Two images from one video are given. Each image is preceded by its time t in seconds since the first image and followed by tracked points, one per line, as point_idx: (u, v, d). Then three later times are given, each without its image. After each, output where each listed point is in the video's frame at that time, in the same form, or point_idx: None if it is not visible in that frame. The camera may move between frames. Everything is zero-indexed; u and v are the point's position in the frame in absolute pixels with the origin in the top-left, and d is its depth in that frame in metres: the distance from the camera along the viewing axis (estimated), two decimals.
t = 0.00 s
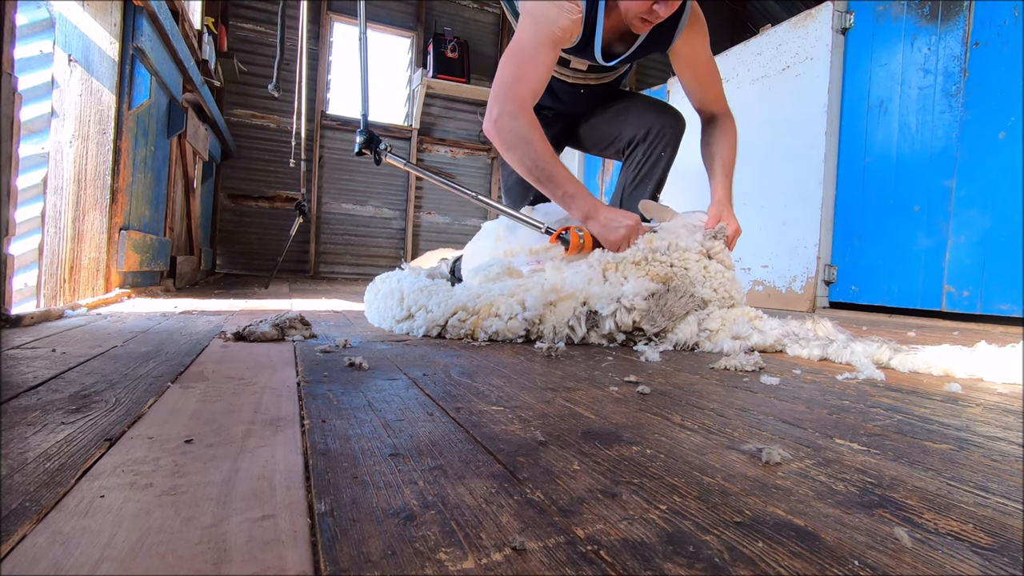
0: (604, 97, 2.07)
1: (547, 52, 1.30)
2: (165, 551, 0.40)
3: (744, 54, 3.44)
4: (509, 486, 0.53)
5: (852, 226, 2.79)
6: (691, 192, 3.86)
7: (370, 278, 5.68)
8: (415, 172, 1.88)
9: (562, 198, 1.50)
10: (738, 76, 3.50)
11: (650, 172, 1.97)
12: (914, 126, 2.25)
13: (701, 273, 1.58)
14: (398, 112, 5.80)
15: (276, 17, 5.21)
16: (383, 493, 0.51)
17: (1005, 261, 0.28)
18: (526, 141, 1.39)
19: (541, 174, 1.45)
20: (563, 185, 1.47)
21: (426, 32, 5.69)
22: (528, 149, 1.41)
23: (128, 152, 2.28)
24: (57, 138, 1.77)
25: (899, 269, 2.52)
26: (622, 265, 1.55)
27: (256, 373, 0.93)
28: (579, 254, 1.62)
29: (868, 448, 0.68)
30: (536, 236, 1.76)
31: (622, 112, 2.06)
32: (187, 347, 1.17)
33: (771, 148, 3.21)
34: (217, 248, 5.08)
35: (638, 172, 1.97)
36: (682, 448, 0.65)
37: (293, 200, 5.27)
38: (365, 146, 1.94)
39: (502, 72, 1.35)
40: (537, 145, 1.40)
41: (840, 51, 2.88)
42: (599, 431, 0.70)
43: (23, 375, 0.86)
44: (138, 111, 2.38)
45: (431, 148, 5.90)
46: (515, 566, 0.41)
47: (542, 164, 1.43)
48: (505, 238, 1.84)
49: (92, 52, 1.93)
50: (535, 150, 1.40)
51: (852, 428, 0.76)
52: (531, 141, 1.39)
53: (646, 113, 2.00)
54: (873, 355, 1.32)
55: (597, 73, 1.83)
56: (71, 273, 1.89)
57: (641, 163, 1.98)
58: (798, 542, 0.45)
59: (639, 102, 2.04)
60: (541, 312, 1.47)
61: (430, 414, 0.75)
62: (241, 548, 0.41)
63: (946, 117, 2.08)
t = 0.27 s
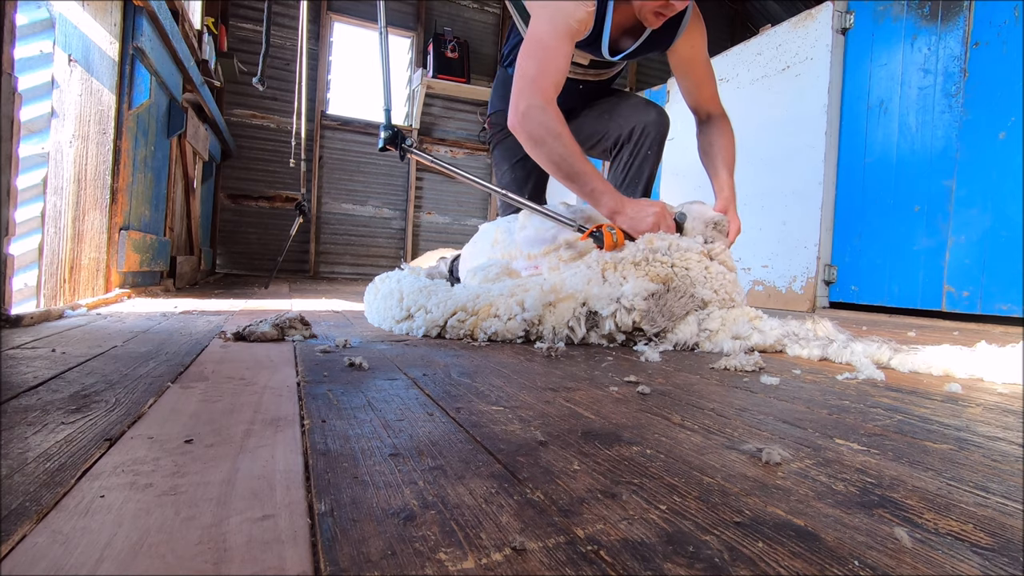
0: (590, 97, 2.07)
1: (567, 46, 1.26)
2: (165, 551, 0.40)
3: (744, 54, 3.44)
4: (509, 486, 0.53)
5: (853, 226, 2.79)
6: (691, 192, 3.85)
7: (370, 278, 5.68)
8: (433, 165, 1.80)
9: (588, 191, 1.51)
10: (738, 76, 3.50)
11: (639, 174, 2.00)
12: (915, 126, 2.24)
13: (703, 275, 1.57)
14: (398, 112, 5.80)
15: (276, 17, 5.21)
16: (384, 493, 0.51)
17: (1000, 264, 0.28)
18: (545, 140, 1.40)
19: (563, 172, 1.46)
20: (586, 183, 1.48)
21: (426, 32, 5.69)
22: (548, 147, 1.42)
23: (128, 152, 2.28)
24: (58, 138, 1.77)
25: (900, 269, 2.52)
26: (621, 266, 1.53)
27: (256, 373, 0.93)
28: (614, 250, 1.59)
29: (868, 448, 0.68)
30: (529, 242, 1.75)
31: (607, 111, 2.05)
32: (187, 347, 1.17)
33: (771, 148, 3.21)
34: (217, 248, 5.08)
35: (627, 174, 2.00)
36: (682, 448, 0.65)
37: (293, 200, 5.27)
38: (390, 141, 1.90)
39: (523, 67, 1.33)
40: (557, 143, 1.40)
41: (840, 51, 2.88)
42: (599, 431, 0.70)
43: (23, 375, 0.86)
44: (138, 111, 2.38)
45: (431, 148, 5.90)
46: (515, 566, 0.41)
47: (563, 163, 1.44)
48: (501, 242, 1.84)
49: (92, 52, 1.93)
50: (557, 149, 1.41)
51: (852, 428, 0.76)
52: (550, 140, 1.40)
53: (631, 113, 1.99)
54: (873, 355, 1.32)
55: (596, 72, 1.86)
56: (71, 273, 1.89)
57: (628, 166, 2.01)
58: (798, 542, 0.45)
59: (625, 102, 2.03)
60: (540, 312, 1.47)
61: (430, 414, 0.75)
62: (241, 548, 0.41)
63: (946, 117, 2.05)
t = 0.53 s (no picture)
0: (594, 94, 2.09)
1: (586, 39, 1.27)
2: (165, 551, 0.40)
3: (744, 54, 3.43)
4: (509, 486, 0.53)
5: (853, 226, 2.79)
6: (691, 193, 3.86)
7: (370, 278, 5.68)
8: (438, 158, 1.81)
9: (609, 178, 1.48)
10: (738, 76, 3.50)
11: (644, 171, 1.99)
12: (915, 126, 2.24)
13: (704, 276, 1.56)
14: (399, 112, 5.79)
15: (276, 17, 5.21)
16: (383, 494, 0.50)
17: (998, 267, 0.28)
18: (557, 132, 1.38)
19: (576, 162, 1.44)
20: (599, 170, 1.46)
21: (426, 32, 5.69)
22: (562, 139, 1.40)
23: (128, 152, 2.28)
24: (58, 138, 1.77)
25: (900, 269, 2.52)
26: (620, 267, 1.53)
27: (256, 373, 0.93)
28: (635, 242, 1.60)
29: (868, 448, 0.68)
30: (532, 244, 1.73)
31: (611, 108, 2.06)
32: (187, 347, 1.17)
33: (771, 147, 3.21)
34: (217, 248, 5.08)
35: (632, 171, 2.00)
36: (682, 448, 0.65)
37: (293, 200, 5.28)
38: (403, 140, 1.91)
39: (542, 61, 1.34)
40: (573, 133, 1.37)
41: (840, 51, 2.88)
42: (599, 431, 0.70)
43: (23, 375, 0.86)
44: (138, 111, 2.38)
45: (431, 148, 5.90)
46: (515, 566, 0.41)
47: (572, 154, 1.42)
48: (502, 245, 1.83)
49: (92, 52, 1.93)
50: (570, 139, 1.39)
51: (852, 428, 0.76)
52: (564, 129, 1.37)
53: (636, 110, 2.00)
54: (873, 355, 1.32)
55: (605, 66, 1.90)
56: (71, 273, 1.89)
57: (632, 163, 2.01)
58: (798, 542, 0.45)
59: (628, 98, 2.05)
60: (539, 313, 1.47)
61: (430, 414, 0.75)
62: (241, 548, 0.41)
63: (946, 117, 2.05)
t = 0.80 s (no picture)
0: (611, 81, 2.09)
1: None
2: (164, 551, 0.40)
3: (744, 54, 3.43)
4: (509, 486, 0.53)
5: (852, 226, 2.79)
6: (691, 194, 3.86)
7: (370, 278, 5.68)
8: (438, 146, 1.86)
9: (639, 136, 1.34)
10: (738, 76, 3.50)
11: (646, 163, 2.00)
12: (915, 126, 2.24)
13: (705, 278, 1.55)
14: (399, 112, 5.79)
15: (276, 17, 5.21)
16: (383, 494, 0.51)
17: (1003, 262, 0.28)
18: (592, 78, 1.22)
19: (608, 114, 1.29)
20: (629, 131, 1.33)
21: (426, 32, 5.69)
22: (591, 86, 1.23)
23: (128, 152, 2.28)
24: (58, 138, 1.77)
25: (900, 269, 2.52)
26: (620, 268, 1.54)
27: (256, 373, 0.93)
28: (652, 205, 1.44)
29: (868, 448, 0.68)
30: (536, 247, 1.74)
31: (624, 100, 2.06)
32: (187, 347, 1.16)
33: (771, 147, 3.21)
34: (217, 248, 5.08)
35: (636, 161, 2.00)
36: (682, 448, 0.65)
37: (293, 200, 5.28)
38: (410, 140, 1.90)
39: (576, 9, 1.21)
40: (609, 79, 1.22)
41: (840, 51, 2.88)
42: (599, 431, 0.70)
43: (23, 375, 0.86)
44: (138, 111, 2.38)
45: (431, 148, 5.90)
46: (515, 566, 0.41)
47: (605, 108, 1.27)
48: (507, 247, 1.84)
49: (92, 52, 1.93)
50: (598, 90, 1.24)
51: (852, 428, 0.76)
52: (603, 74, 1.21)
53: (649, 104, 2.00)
54: (873, 355, 1.32)
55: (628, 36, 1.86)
56: (71, 273, 1.89)
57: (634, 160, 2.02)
58: (798, 543, 0.45)
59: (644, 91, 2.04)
60: (539, 313, 1.47)
61: (430, 414, 0.75)
62: (241, 548, 0.41)
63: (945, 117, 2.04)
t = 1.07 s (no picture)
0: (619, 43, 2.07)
1: None
2: (164, 551, 0.40)
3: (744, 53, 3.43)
4: (509, 486, 0.53)
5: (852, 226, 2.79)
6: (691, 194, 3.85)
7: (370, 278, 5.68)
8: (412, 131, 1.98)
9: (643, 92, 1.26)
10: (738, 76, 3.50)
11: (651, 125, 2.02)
12: (915, 126, 2.24)
13: (705, 282, 1.55)
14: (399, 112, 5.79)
15: (275, 17, 5.21)
16: (384, 494, 0.51)
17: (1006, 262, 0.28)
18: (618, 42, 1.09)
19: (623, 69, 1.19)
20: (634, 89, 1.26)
21: (426, 32, 5.69)
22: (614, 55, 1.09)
23: (128, 152, 2.28)
24: (58, 138, 1.77)
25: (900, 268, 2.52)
26: (619, 271, 1.54)
27: (256, 373, 0.93)
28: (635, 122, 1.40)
29: (868, 448, 0.68)
30: (532, 249, 1.76)
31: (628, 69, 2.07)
32: (187, 347, 1.17)
33: (772, 147, 3.21)
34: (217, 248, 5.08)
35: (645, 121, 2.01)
36: (682, 448, 0.65)
37: (293, 200, 5.28)
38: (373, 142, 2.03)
39: None
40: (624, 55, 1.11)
41: (840, 51, 2.88)
42: (599, 431, 0.70)
43: (23, 375, 0.86)
44: (138, 111, 2.38)
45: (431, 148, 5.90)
46: (515, 566, 0.41)
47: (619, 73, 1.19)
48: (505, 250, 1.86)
49: (92, 52, 1.93)
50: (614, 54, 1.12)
51: (852, 428, 0.76)
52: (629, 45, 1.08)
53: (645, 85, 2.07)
54: (873, 355, 1.32)
55: None
56: (71, 273, 1.90)
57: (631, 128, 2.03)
58: (798, 543, 0.45)
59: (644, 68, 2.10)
60: (539, 313, 1.47)
61: (430, 414, 0.75)
62: (241, 548, 0.41)
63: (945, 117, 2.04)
